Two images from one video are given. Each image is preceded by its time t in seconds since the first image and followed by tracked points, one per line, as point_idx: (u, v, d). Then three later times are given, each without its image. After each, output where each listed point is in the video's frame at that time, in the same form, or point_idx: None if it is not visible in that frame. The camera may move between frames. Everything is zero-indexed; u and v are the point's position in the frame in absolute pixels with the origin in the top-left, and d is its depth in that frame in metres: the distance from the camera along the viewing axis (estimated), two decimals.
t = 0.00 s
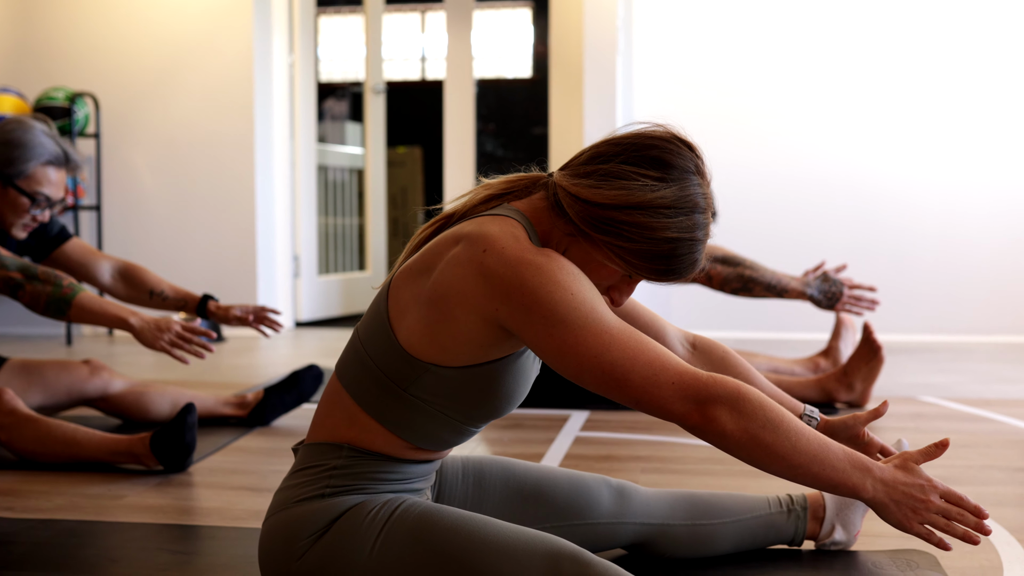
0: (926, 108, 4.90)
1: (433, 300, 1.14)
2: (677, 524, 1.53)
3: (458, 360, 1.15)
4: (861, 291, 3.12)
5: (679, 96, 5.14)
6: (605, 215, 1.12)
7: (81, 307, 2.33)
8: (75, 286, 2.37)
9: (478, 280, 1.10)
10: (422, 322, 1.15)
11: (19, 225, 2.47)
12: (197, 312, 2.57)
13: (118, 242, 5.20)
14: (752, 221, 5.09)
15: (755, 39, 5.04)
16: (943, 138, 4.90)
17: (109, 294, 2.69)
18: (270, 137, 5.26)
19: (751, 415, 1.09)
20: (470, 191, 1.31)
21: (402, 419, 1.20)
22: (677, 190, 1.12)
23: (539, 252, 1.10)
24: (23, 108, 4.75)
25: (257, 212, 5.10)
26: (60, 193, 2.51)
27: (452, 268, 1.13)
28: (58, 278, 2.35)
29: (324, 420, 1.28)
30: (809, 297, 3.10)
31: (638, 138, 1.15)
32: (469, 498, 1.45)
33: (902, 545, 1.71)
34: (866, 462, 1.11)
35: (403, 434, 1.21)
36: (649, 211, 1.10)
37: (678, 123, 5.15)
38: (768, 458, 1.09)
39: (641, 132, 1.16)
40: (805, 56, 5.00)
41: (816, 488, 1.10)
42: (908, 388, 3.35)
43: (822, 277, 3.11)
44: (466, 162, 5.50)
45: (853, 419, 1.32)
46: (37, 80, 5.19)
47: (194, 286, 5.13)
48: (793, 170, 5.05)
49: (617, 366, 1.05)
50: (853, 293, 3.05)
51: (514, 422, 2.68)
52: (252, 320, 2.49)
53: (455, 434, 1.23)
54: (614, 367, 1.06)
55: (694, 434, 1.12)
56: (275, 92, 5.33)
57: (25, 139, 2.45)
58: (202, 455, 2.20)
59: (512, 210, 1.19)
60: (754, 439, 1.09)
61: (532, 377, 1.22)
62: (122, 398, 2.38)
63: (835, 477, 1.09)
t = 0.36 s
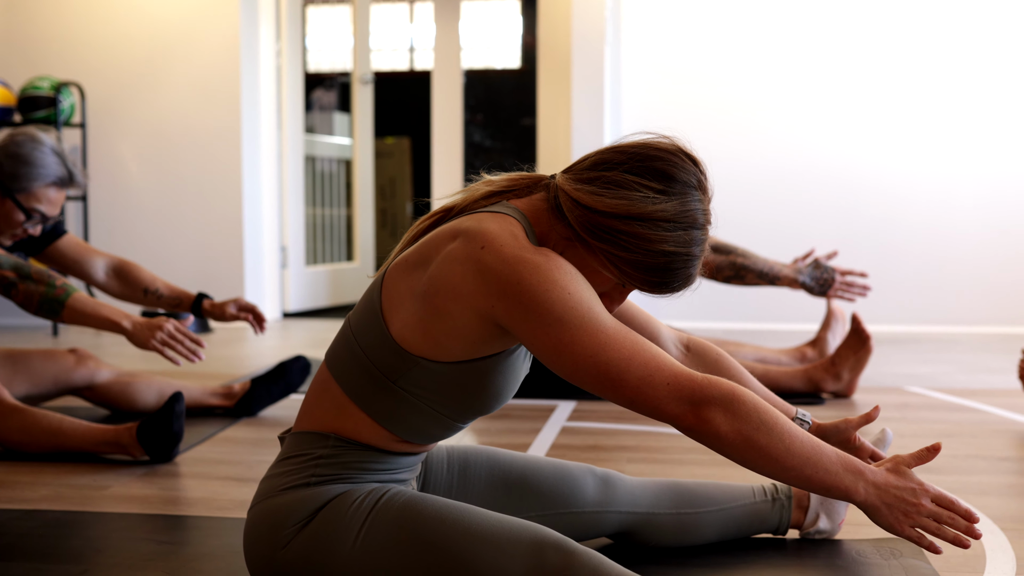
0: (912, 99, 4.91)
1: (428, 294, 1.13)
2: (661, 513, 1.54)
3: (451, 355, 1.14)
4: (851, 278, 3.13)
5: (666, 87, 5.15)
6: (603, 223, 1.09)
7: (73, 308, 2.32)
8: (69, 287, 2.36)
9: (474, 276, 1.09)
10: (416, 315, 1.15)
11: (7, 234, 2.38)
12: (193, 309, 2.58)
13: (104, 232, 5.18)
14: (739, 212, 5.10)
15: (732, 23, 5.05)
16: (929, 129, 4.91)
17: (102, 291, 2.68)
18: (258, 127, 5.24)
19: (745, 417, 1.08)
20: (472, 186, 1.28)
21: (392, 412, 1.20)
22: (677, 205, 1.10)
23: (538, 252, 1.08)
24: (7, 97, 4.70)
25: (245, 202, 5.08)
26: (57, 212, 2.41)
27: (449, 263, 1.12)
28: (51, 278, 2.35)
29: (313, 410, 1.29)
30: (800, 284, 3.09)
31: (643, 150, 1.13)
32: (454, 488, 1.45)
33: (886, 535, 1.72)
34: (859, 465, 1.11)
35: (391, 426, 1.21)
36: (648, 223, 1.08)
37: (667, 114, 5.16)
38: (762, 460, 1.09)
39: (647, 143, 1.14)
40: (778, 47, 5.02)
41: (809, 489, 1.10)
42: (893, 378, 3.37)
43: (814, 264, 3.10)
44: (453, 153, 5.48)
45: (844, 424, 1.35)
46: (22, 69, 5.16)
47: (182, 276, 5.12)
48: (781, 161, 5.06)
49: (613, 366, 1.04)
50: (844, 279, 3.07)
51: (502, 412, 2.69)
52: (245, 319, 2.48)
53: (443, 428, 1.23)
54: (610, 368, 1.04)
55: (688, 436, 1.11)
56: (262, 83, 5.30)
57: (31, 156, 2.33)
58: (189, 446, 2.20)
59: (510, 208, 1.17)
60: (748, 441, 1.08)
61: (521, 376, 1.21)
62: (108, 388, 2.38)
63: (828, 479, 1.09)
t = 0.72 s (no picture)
0: (900, 90, 4.93)
1: (423, 289, 1.13)
2: (648, 502, 1.55)
3: (445, 351, 1.14)
4: (847, 269, 3.16)
5: (655, 78, 5.15)
6: (601, 232, 1.09)
7: (68, 289, 2.32)
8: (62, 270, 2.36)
9: (472, 272, 1.09)
10: (410, 310, 1.14)
11: None
12: (186, 294, 2.58)
13: (91, 222, 5.15)
14: (727, 201, 5.12)
15: (720, 13, 5.05)
16: (917, 120, 4.93)
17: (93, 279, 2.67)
18: (245, 117, 5.22)
19: (740, 418, 1.08)
20: (472, 182, 1.27)
21: (382, 406, 1.20)
22: (676, 220, 1.09)
23: (538, 252, 1.08)
24: None
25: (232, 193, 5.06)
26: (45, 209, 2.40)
27: (446, 259, 1.12)
28: (45, 262, 2.34)
29: (301, 399, 1.29)
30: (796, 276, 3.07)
31: (644, 161, 1.13)
32: (440, 478, 1.45)
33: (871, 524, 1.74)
34: (852, 466, 1.11)
35: (380, 419, 1.22)
36: (645, 235, 1.08)
37: (655, 104, 5.16)
38: (757, 460, 1.09)
39: (649, 155, 1.14)
40: (767, 38, 5.02)
41: (803, 489, 1.10)
42: (880, 368, 3.39)
43: (808, 255, 3.10)
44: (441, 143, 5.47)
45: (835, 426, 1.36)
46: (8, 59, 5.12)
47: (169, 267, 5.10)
48: (770, 152, 5.07)
49: (609, 366, 1.04)
50: (840, 271, 3.09)
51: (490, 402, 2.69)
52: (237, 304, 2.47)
53: (433, 422, 1.23)
54: (607, 368, 1.04)
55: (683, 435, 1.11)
56: (249, 72, 5.27)
57: (23, 151, 2.31)
58: (176, 436, 2.20)
59: (509, 207, 1.17)
60: (743, 441, 1.08)
61: (511, 374, 1.21)
62: (96, 379, 2.37)
63: (822, 481, 1.09)
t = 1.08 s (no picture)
0: (890, 81, 4.93)
1: (420, 282, 1.13)
2: (637, 491, 1.56)
3: (441, 344, 1.14)
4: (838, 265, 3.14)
5: (646, 68, 5.15)
6: (598, 239, 1.09)
7: (50, 278, 2.30)
8: (44, 257, 2.35)
9: (470, 267, 1.09)
10: (407, 303, 1.14)
11: None
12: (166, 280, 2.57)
13: (79, 211, 5.12)
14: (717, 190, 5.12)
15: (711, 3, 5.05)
16: (907, 110, 4.94)
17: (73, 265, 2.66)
18: (234, 107, 5.19)
19: (740, 409, 1.08)
20: (473, 176, 1.27)
21: (375, 397, 1.20)
22: (672, 233, 1.10)
23: (537, 250, 1.08)
24: None
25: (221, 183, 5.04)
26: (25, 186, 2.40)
27: (444, 253, 1.11)
28: (26, 250, 2.33)
29: (291, 389, 1.29)
30: (786, 271, 3.05)
31: (644, 171, 1.13)
32: (429, 467, 1.46)
33: (859, 512, 1.75)
34: (852, 454, 1.11)
35: (372, 410, 1.22)
36: (641, 246, 1.09)
37: (646, 94, 5.16)
38: (757, 453, 1.09)
39: (651, 164, 1.14)
40: (758, 28, 5.02)
41: (804, 481, 1.10)
42: (869, 357, 3.41)
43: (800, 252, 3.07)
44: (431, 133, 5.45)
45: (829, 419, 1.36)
46: None
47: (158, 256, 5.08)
48: (761, 142, 5.07)
49: (608, 360, 1.04)
50: (831, 267, 3.07)
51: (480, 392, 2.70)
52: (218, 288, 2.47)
53: (425, 413, 1.23)
54: (606, 363, 1.04)
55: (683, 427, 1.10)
56: (238, 61, 5.24)
57: None
58: (165, 425, 2.20)
59: (508, 203, 1.16)
60: (744, 433, 1.08)
61: (503, 367, 1.22)
62: (83, 370, 2.36)
63: (823, 472, 1.09)
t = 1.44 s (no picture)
0: (881, 73, 4.94)
1: (413, 279, 1.12)
2: (626, 482, 1.56)
3: (432, 342, 1.14)
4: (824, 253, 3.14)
5: (637, 60, 5.14)
6: (591, 246, 1.09)
7: (39, 262, 2.29)
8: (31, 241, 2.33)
9: (464, 266, 1.08)
10: (399, 300, 1.14)
11: None
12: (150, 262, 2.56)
13: (69, 203, 5.10)
14: (708, 183, 5.12)
15: None
16: (898, 102, 4.94)
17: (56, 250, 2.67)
18: (224, 98, 5.17)
19: (735, 408, 1.08)
20: (469, 174, 1.26)
21: (365, 392, 1.20)
22: (666, 245, 1.11)
23: (533, 250, 1.07)
24: None
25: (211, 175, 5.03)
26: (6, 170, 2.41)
27: (438, 251, 1.11)
28: (12, 235, 2.31)
29: (279, 380, 1.29)
30: (773, 261, 3.06)
31: (641, 180, 1.14)
32: (418, 459, 1.46)
33: (847, 503, 1.76)
34: (848, 452, 1.11)
35: (362, 405, 1.22)
36: (633, 256, 1.09)
37: (638, 86, 5.16)
38: (750, 452, 1.09)
39: (649, 174, 1.14)
40: (749, 20, 5.02)
41: (798, 480, 1.10)
42: (859, 349, 3.42)
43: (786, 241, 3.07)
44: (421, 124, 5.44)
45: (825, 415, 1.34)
46: None
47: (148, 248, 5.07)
48: (752, 134, 5.08)
49: (602, 361, 1.04)
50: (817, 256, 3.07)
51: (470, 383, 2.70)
52: (202, 268, 2.47)
53: (414, 408, 1.23)
54: (600, 363, 1.04)
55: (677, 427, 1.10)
56: (228, 52, 5.23)
57: None
58: (154, 417, 2.20)
59: (504, 202, 1.16)
60: (739, 432, 1.08)
61: (492, 363, 1.22)
62: (72, 362, 2.36)
63: (818, 470, 1.09)
